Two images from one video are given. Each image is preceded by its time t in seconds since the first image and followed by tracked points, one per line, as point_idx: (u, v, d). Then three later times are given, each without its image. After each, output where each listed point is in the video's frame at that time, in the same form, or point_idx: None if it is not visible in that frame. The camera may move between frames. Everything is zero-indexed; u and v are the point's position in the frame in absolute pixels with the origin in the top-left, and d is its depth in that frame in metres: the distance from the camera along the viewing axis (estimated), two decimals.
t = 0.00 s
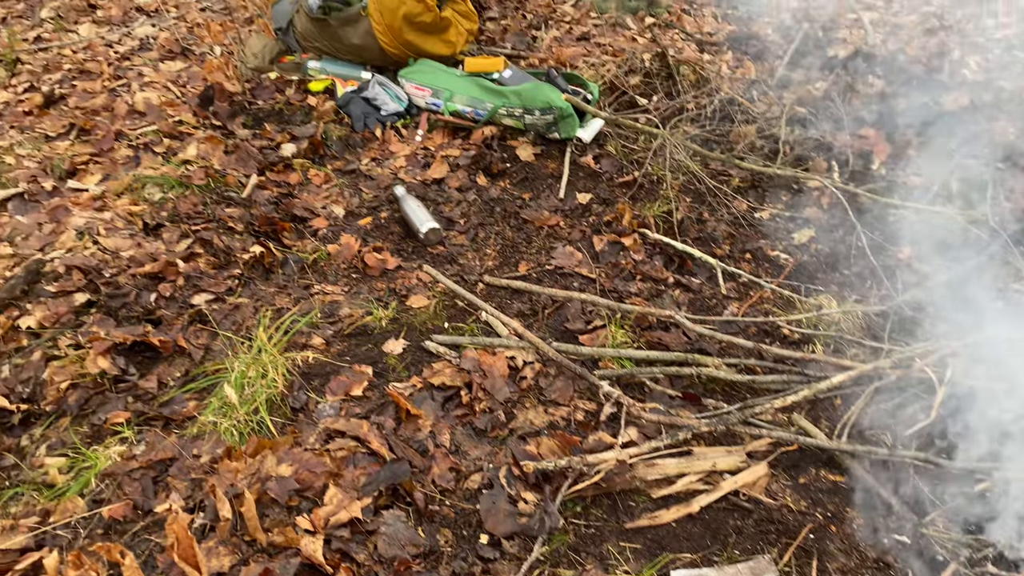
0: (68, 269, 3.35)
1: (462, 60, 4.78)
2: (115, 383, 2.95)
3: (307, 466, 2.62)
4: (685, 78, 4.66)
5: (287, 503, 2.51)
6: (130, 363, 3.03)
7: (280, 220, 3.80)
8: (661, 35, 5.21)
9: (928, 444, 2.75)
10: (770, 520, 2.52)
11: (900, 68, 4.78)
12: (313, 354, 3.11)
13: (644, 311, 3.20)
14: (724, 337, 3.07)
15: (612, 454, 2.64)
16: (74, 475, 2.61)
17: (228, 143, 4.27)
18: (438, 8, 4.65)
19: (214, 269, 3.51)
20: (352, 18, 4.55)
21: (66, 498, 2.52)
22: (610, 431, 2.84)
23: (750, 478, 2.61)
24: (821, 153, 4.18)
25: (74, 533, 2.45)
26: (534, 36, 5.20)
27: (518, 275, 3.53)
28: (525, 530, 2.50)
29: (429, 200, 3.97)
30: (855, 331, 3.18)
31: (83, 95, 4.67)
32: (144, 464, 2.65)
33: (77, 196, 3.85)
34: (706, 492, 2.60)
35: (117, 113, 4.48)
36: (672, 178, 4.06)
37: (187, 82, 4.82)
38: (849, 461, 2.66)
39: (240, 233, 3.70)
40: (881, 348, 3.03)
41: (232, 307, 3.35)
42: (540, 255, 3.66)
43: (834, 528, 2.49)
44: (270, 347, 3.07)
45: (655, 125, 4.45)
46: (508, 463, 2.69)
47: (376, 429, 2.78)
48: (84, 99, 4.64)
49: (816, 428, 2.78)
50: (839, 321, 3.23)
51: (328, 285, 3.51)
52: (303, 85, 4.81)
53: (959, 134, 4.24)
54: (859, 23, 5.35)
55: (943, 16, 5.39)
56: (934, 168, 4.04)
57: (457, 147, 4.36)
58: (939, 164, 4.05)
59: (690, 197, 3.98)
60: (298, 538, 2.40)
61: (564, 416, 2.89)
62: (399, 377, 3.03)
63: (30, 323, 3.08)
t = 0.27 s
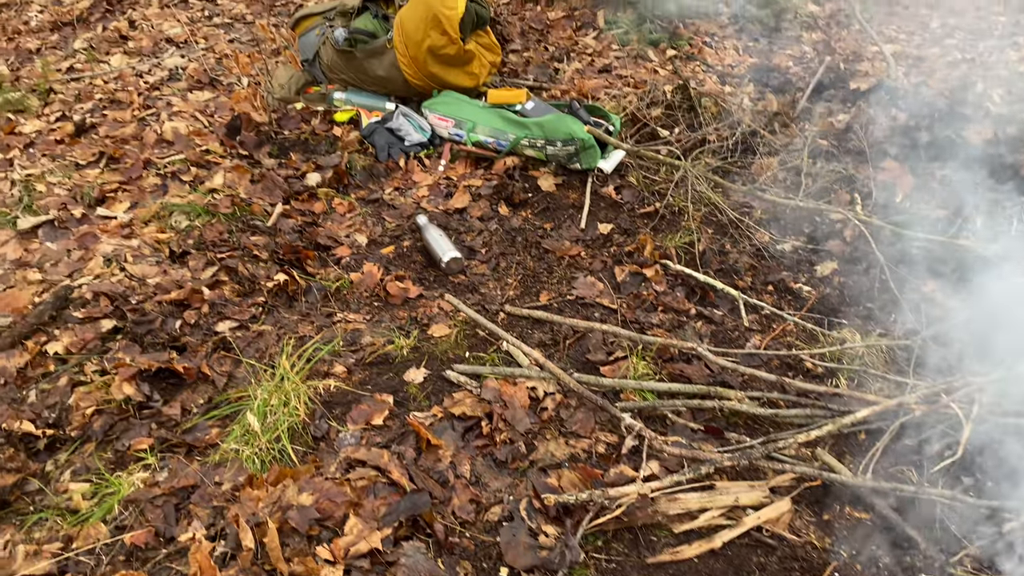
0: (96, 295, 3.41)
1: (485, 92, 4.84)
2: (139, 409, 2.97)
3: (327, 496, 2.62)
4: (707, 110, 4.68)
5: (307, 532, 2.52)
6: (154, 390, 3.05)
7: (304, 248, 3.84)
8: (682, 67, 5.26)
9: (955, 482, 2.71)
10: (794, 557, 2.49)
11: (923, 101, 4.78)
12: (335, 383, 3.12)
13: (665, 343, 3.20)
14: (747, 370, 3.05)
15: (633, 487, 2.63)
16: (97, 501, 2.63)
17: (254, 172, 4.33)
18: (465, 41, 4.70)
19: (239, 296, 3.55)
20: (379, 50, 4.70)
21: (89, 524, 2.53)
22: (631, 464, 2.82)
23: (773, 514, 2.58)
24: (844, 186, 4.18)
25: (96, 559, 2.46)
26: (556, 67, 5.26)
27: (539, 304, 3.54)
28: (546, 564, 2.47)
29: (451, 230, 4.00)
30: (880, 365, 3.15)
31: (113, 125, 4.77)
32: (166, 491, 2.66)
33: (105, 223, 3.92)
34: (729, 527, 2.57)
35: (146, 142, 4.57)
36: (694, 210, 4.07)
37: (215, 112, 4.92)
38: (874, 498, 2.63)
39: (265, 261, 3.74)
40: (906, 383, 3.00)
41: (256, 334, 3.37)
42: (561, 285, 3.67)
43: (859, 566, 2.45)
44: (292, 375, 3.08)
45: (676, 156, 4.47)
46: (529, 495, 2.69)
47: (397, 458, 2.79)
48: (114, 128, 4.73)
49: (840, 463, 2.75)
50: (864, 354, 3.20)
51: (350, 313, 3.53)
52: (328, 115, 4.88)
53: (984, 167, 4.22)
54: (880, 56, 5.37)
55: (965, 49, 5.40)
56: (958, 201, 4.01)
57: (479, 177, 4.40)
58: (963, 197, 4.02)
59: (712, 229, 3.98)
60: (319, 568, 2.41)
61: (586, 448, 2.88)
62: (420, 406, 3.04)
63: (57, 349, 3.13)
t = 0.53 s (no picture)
0: (116, 321, 3.46)
1: (502, 121, 4.89)
2: (157, 435, 2.99)
3: (342, 523, 2.63)
4: (722, 140, 4.71)
5: (322, 560, 2.52)
6: (172, 416, 3.07)
7: (321, 276, 3.87)
8: (697, 97, 5.30)
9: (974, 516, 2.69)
10: None
11: (939, 131, 4.78)
12: (351, 410, 3.13)
13: (681, 373, 3.19)
14: (763, 401, 3.04)
15: (649, 518, 2.61)
16: (114, 526, 2.64)
17: (273, 200, 4.38)
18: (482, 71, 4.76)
19: (257, 323, 3.58)
20: (397, 81, 4.79)
21: (106, 550, 2.54)
22: (647, 494, 2.81)
23: (790, 547, 2.53)
24: (860, 216, 4.18)
25: None
26: (572, 97, 5.31)
27: (554, 332, 3.55)
28: None
29: (467, 257, 4.03)
30: (898, 396, 3.15)
31: (135, 152, 4.85)
32: (182, 517, 2.67)
33: (126, 250, 3.97)
34: (745, 560, 2.53)
35: (168, 170, 4.64)
36: (709, 239, 4.08)
37: (236, 140, 4.99)
38: (893, 531, 2.61)
39: (283, 288, 3.78)
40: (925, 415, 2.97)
41: (273, 361, 3.39)
42: (576, 312, 3.68)
43: None
44: (308, 402, 3.10)
45: (691, 185, 4.49)
46: (543, 525, 2.68)
47: (411, 487, 2.79)
48: (137, 156, 4.82)
49: (859, 496, 2.72)
50: (880, 386, 3.20)
51: (366, 340, 3.56)
52: (347, 144, 4.95)
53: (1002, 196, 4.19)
54: (896, 86, 5.39)
55: (981, 78, 5.40)
56: (975, 231, 4.00)
57: (495, 205, 4.43)
58: (981, 228, 4.01)
59: (727, 258, 3.99)
60: None
61: (601, 478, 2.87)
62: (435, 434, 3.04)
63: (77, 374, 3.16)
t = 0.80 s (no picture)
0: (131, 346, 3.48)
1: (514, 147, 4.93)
2: (169, 460, 3.01)
3: (353, 550, 2.62)
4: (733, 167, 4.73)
5: None
6: (184, 441, 3.09)
7: (334, 301, 3.90)
8: (708, 123, 5.33)
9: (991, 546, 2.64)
10: None
11: (951, 157, 4.79)
12: (362, 436, 3.14)
13: (694, 399, 3.17)
14: (776, 428, 3.02)
15: (661, 547, 2.59)
16: (126, 551, 2.64)
17: (287, 226, 4.42)
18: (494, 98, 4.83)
19: (269, 348, 3.60)
20: (410, 108, 4.84)
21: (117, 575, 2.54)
22: (659, 522, 2.79)
23: None
24: (872, 243, 4.18)
25: None
26: (584, 123, 5.35)
27: (566, 358, 3.55)
28: None
29: (478, 282, 4.05)
30: (912, 424, 3.13)
31: (152, 179, 4.91)
32: (194, 542, 2.67)
33: (142, 275, 4.01)
34: None
35: (184, 196, 4.70)
36: (721, 265, 4.09)
37: (251, 167, 5.05)
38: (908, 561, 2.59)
39: (296, 313, 3.80)
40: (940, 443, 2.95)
41: (285, 386, 3.40)
42: (588, 338, 3.68)
43: None
44: (320, 427, 3.11)
45: (703, 212, 4.50)
46: (554, 553, 2.66)
47: (423, 514, 2.79)
48: (153, 182, 4.88)
49: (873, 525, 2.69)
50: (893, 414, 3.20)
51: (378, 365, 3.57)
52: (360, 170, 5.00)
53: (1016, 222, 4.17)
54: (907, 113, 5.40)
55: (993, 105, 5.41)
56: (988, 258, 3.98)
57: (507, 231, 4.45)
58: (995, 254, 3.99)
59: (739, 284, 3.99)
60: None
61: (613, 505, 2.86)
62: (447, 461, 3.04)
63: (91, 398, 3.19)
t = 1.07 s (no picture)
0: (141, 368, 3.49)
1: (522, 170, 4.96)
2: (178, 483, 3.01)
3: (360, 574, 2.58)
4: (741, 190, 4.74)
5: None
6: (193, 464, 3.09)
7: (343, 323, 3.91)
8: (716, 147, 5.35)
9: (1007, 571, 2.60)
10: None
11: (959, 180, 4.79)
12: (371, 459, 3.14)
13: (703, 423, 3.16)
14: (786, 452, 3.00)
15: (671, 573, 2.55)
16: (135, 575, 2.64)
17: (297, 248, 4.44)
18: (502, 120, 4.86)
19: (279, 370, 3.60)
20: (420, 131, 4.88)
21: None
22: (669, 547, 2.77)
23: None
24: (881, 265, 4.17)
25: None
26: (592, 146, 5.38)
27: (575, 380, 3.54)
28: None
29: (487, 305, 4.05)
30: (923, 448, 3.12)
31: (164, 202, 4.95)
32: (202, 566, 2.66)
33: (153, 297, 4.04)
34: None
35: (195, 219, 4.73)
36: (729, 287, 4.08)
37: (262, 190, 5.10)
38: None
39: (305, 335, 3.82)
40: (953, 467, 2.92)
41: (294, 409, 3.41)
42: (597, 361, 3.68)
43: None
44: (328, 451, 3.12)
45: (711, 234, 4.51)
46: None
47: (431, 538, 2.78)
48: (165, 206, 4.92)
49: (886, 552, 2.65)
50: (905, 438, 3.18)
51: (387, 388, 3.57)
52: (370, 193, 5.03)
53: None
54: (915, 135, 5.41)
55: (1002, 127, 5.41)
56: (998, 281, 3.96)
57: (515, 253, 4.47)
58: (1005, 276, 3.98)
59: (748, 307, 3.98)
60: None
61: (622, 530, 2.84)
62: (455, 484, 3.03)
63: (101, 421, 3.20)
